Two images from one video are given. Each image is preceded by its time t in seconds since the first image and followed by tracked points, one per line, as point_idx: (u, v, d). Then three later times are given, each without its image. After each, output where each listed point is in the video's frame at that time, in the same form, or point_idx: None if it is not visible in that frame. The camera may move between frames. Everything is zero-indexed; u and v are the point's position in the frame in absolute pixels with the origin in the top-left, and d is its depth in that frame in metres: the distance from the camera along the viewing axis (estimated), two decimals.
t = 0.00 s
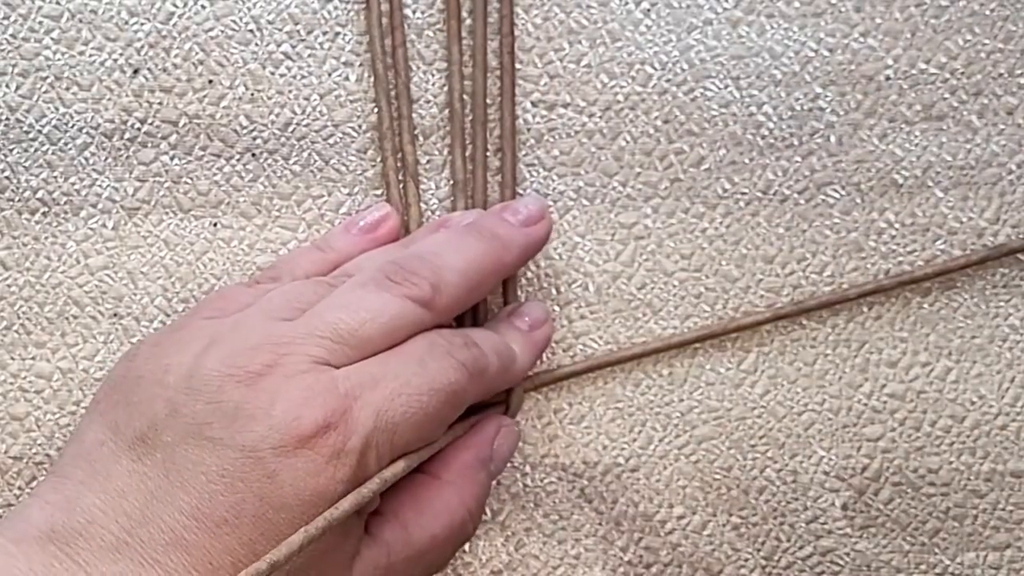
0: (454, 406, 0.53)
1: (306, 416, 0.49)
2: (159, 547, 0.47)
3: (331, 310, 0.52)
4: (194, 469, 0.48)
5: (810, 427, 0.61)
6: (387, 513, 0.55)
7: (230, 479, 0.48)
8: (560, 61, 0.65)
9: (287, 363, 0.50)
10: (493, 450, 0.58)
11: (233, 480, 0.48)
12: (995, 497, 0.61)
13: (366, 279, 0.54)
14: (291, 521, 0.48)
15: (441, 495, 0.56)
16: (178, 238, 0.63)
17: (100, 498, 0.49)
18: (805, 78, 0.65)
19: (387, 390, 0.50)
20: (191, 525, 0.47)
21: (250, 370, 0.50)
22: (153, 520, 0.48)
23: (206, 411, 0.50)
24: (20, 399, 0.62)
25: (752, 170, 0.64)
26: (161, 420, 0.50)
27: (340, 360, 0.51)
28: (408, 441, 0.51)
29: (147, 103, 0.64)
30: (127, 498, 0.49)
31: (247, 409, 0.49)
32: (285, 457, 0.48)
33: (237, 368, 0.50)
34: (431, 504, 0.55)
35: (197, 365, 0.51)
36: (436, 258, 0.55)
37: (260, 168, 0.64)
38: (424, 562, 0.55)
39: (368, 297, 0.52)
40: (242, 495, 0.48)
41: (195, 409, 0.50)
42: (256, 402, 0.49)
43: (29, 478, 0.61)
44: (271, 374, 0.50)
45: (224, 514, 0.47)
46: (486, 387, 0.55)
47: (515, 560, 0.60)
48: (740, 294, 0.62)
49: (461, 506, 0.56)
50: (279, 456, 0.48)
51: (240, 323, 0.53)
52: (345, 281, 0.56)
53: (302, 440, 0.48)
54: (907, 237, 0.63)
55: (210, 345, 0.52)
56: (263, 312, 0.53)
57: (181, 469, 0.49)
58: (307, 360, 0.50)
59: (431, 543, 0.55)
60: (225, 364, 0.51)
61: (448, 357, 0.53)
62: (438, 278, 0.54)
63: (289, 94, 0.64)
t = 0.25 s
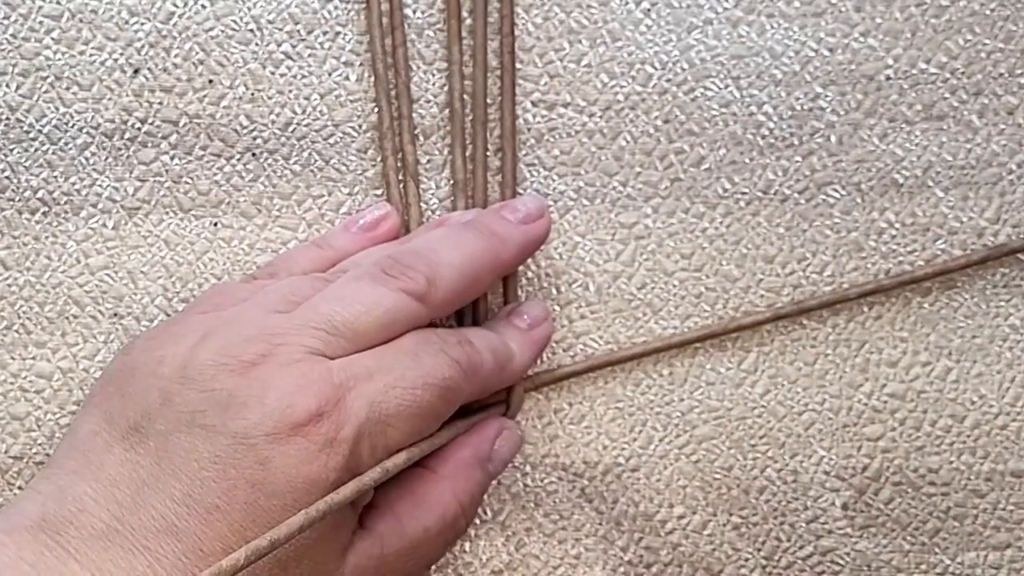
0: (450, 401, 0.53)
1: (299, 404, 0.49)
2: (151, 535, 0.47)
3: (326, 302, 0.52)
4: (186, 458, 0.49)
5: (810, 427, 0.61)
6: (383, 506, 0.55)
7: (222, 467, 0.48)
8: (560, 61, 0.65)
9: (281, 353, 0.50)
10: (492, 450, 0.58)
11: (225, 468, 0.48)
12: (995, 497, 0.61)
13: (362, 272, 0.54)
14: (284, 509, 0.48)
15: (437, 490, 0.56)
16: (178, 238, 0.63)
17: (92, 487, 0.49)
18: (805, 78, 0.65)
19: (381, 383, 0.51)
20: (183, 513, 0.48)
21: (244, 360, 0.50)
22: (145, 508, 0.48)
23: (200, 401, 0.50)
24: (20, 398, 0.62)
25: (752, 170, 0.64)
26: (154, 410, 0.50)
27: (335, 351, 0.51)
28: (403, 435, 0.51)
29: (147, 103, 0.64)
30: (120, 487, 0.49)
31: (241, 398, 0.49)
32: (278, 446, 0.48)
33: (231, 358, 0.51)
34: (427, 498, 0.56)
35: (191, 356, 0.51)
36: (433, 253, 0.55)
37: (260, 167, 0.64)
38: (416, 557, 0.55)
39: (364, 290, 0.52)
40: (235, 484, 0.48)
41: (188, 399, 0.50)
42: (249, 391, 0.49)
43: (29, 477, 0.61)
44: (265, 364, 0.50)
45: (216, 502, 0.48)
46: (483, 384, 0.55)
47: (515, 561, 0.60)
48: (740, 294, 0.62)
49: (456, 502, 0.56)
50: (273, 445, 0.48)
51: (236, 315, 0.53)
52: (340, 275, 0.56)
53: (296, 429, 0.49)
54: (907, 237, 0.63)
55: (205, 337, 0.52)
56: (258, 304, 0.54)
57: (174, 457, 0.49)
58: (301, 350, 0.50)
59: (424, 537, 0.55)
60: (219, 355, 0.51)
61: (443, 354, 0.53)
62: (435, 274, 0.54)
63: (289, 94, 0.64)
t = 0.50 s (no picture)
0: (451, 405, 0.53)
1: (303, 413, 0.50)
2: (155, 542, 0.47)
3: (327, 305, 0.53)
4: (190, 465, 0.49)
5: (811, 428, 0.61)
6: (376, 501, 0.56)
7: (227, 476, 0.49)
8: (560, 61, 0.65)
9: (283, 361, 0.51)
10: (488, 454, 0.58)
11: (230, 476, 0.49)
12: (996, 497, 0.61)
13: (363, 273, 0.54)
14: (288, 518, 0.49)
15: (429, 487, 0.56)
16: (178, 238, 0.63)
17: (94, 491, 0.49)
18: (805, 78, 0.65)
19: (382, 390, 0.51)
20: (187, 520, 0.48)
21: (247, 366, 0.51)
22: (148, 514, 0.48)
23: (203, 407, 0.50)
24: (20, 398, 0.62)
25: (752, 170, 0.64)
26: (156, 415, 0.51)
27: (337, 359, 0.52)
28: (404, 442, 0.52)
29: (147, 103, 0.64)
30: (121, 492, 0.49)
31: (244, 405, 0.50)
32: (282, 455, 0.49)
33: (233, 365, 0.51)
34: (419, 495, 0.56)
35: (193, 360, 0.52)
36: (434, 254, 0.55)
37: (260, 167, 0.63)
38: (404, 554, 0.56)
39: (364, 293, 0.53)
40: (239, 492, 0.48)
41: (191, 405, 0.50)
42: (253, 398, 0.50)
43: (28, 478, 0.61)
44: (268, 371, 0.51)
45: (220, 510, 0.48)
46: (483, 383, 0.55)
47: (515, 561, 0.59)
48: (740, 293, 0.63)
49: (445, 503, 0.57)
50: (278, 455, 0.49)
51: (236, 317, 0.53)
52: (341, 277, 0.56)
53: (299, 439, 0.49)
54: (907, 237, 0.63)
55: (206, 340, 0.53)
56: (258, 306, 0.54)
57: (178, 464, 0.49)
58: (303, 356, 0.51)
59: (414, 535, 0.56)
60: (220, 359, 0.51)
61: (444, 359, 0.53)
62: (434, 276, 0.54)
63: (289, 94, 0.64)
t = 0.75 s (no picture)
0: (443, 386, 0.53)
1: (295, 415, 0.50)
2: (152, 548, 0.48)
3: (314, 299, 0.53)
4: (184, 471, 0.49)
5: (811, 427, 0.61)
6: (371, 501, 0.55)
7: (221, 482, 0.49)
8: (560, 61, 0.65)
9: (274, 362, 0.51)
10: (477, 450, 0.58)
11: (224, 482, 0.49)
12: (995, 496, 0.61)
13: (351, 265, 0.54)
14: (285, 523, 0.49)
15: (424, 487, 0.56)
16: (178, 238, 0.63)
17: (90, 498, 0.49)
18: (805, 78, 0.65)
19: (373, 385, 0.51)
20: (184, 526, 0.48)
21: (238, 369, 0.51)
22: (145, 521, 0.49)
23: (196, 412, 0.50)
24: (20, 398, 0.62)
25: (752, 170, 0.64)
26: (149, 421, 0.51)
27: (327, 357, 0.51)
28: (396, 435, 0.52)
29: (147, 103, 0.64)
30: (117, 498, 0.49)
31: (236, 409, 0.50)
32: (275, 461, 0.49)
33: (225, 368, 0.51)
34: (415, 494, 0.56)
35: (184, 364, 0.52)
36: (418, 240, 0.55)
37: (259, 167, 0.64)
38: (400, 551, 0.56)
39: (349, 284, 0.53)
40: (233, 498, 0.49)
41: (183, 410, 0.51)
42: (244, 401, 0.50)
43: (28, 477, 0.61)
44: (259, 373, 0.51)
45: (215, 516, 0.49)
46: (475, 361, 0.55)
47: (515, 560, 0.60)
48: (740, 293, 0.63)
49: (440, 500, 0.57)
50: (272, 460, 0.49)
51: (226, 319, 0.53)
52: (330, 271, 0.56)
53: (292, 443, 0.50)
54: (907, 237, 0.64)
55: (197, 343, 0.53)
56: (247, 306, 0.54)
57: (173, 470, 0.50)
58: (293, 356, 0.51)
59: (412, 533, 0.56)
60: (211, 361, 0.51)
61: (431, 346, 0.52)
62: (419, 265, 0.54)
63: (289, 94, 0.64)
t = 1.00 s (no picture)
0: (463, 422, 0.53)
1: (308, 429, 0.50)
2: (159, 556, 0.48)
3: (331, 316, 0.53)
4: (193, 478, 0.50)
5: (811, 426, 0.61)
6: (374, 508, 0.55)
7: (230, 490, 0.49)
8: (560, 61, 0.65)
9: (287, 374, 0.51)
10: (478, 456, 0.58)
11: (234, 492, 0.49)
12: (995, 496, 0.61)
13: (367, 284, 0.54)
14: (292, 534, 0.50)
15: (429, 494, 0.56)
16: (178, 238, 0.63)
17: (97, 504, 0.50)
18: (805, 78, 0.65)
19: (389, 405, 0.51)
20: (193, 534, 0.49)
21: (250, 378, 0.51)
22: (152, 528, 0.49)
23: (206, 421, 0.50)
24: (20, 398, 0.62)
25: (752, 170, 0.64)
26: (158, 428, 0.51)
27: (342, 372, 0.52)
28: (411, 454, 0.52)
29: (147, 103, 0.64)
30: (125, 503, 0.49)
31: (249, 420, 0.50)
32: (285, 470, 0.49)
33: (237, 377, 0.51)
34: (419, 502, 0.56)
35: (194, 370, 0.52)
36: (435, 268, 0.55)
37: (260, 167, 0.64)
38: (405, 553, 0.56)
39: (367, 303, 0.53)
40: (242, 507, 0.49)
41: (192, 418, 0.51)
42: (257, 412, 0.50)
43: (28, 478, 0.61)
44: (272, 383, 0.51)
45: (224, 524, 0.49)
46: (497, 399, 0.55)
47: (515, 560, 0.59)
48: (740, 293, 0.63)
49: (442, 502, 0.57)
50: (282, 472, 0.49)
51: (236, 326, 0.53)
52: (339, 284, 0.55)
53: (304, 457, 0.50)
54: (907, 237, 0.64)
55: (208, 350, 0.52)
56: (258, 314, 0.54)
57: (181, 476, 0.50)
58: (307, 369, 0.51)
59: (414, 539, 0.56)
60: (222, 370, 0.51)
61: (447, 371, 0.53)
62: (437, 291, 0.54)
63: (289, 94, 0.64)
